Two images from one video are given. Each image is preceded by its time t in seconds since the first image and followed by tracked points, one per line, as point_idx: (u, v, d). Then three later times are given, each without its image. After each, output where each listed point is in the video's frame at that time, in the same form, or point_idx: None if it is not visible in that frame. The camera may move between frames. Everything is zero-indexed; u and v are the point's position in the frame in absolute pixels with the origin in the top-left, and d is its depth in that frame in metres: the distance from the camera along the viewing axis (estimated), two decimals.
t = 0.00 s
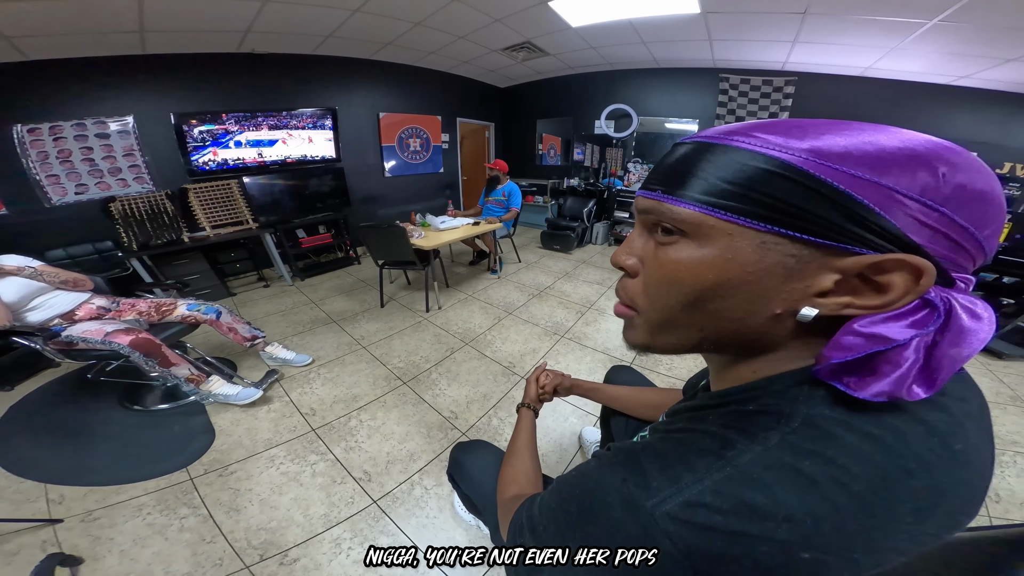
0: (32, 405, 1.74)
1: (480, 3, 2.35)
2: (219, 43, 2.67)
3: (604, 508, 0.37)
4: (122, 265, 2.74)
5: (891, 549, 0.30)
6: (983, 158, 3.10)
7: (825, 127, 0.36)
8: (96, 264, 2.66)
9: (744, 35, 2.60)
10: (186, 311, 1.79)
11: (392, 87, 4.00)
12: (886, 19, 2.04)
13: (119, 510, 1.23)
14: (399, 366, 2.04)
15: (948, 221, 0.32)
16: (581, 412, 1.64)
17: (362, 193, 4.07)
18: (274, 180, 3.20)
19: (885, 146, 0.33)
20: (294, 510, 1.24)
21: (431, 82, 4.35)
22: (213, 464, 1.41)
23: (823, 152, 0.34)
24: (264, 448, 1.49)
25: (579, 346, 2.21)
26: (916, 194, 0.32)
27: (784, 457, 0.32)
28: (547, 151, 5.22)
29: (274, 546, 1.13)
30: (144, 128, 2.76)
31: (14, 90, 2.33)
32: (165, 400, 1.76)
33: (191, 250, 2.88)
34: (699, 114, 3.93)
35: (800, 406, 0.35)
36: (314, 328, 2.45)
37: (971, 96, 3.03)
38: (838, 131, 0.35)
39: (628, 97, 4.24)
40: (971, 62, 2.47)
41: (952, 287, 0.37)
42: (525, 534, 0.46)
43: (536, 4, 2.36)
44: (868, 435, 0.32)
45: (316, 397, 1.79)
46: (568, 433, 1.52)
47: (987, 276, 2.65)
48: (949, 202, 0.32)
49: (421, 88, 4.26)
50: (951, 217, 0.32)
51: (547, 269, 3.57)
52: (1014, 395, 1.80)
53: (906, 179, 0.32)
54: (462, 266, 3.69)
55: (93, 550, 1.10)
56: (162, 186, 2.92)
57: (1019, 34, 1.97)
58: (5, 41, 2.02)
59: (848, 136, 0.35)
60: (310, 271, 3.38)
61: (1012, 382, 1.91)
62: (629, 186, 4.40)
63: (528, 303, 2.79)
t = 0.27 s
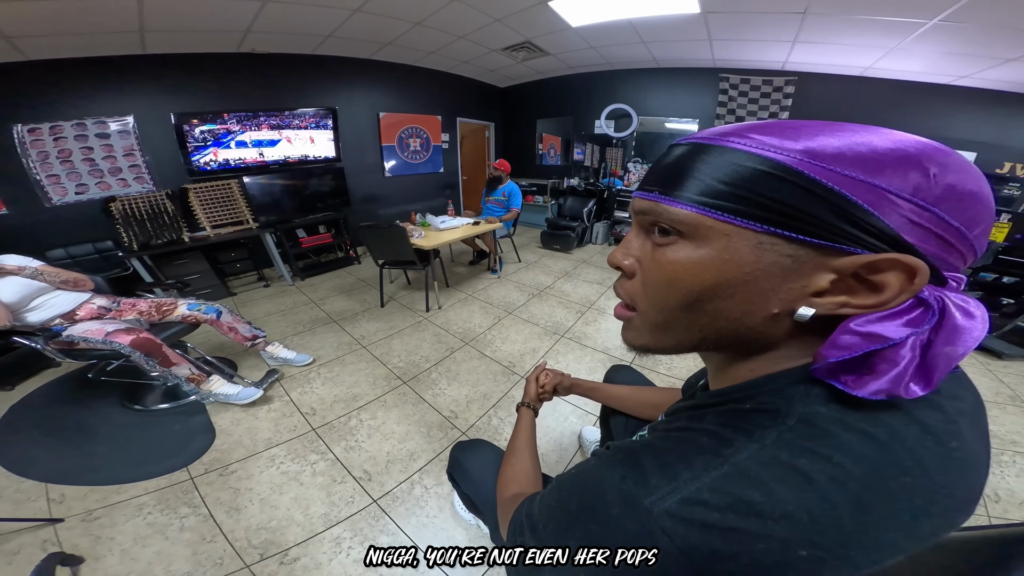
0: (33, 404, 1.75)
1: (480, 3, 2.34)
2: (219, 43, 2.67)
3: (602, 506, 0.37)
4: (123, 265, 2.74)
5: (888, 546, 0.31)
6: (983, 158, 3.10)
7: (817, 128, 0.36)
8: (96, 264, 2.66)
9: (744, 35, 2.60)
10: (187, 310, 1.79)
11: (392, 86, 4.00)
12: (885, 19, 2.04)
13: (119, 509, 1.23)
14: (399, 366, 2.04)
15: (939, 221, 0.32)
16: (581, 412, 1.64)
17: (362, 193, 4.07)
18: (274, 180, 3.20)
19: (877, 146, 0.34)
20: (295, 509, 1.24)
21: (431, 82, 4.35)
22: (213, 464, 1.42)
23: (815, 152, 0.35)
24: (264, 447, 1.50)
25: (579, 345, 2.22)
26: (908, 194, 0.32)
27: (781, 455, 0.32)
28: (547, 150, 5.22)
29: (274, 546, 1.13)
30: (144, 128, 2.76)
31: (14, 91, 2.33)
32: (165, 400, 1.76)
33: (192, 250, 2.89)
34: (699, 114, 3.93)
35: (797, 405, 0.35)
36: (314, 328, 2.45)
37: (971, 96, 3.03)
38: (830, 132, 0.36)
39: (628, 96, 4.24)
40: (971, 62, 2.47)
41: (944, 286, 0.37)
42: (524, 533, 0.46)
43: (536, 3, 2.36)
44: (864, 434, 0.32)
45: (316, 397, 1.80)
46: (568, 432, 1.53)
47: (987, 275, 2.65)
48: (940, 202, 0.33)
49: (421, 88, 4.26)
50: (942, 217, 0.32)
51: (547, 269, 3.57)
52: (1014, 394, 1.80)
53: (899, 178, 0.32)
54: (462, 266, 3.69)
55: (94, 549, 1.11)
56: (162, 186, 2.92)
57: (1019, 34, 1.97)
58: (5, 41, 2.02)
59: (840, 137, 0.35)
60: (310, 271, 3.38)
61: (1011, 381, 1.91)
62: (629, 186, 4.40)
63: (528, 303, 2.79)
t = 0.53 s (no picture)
0: (34, 404, 1.75)
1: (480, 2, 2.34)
2: (219, 42, 2.67)
3: (603, 505, 0.37)
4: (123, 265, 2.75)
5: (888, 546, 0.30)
6: (983, 157, 3.10)
7: (816, 128, 0.36)
8: (96, 263, 2.67)
9: (744, 35, 2.59)
10: (187, 310, 1.79)
11: (392, 86, 3.99)
12: (885, 19, 2.04)
13: (120, 509, 1.24)
14: (399, 365, 2.04)
15: (935, 220, 0.32)
16: (581, 412, 1.65)
17: (362, 192, 4.07)
18: (274, 179, 3.20)
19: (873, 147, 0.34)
20: (295, 508, 1.25)
21: (431, 81, 4.34)
22: (214, 463, 1.42)
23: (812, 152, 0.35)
24: (265, 447, 1.50)
25: (579, 345, 2.22)
26: (904, 194, 0.32)
27: (780, 453, 0.32)
28: (547, 150, 5.22)
29: (274, 545, 1.13)
30: (145, 128, 2.76)
31: (15, 91, 2.33)
32: (166, 399, 1.76)
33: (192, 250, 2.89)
34: (699, 113, 3.92)
35: (797, 403, 0.35)
36: (314, 328, 2.45)
37: (972, 96, 3.02)
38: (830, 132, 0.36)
39: (629, 96, 4.24)
40: (972, 62, 2.46)
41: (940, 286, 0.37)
42: (525, 532, 0.46)
43: (537, 3, 2.36)
44: (862, 433, 0.32)
45: (316, 396, 1.80)
46: (568, 431, 1.53)
47: (988, 275, 2.64)
48: (938, 202, 0.32)
49: (421, 87, 4.26)
50: (937, 216, 0.32)
51: (547, 268, 3.57)
52: (1014, 394, 1.80)
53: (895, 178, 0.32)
54: (462, 265, 3.69)
55: (94, 548, 1.11)
56: (163, 186, 2.92)
57: (1019, 34, 1.97)
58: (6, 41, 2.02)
59: (837, 138, 0.35)
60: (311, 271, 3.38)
61: (1012, 382, 1.91)
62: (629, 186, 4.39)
63: (528, 302, 2.79)
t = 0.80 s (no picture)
0: (34, 403, 1.75)
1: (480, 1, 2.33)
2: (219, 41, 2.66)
3: (605, 501, 0.37)
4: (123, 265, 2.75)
5: (889, 543, 0.31)
6: (984, 157, 3.09)
7: (818, 128, 0.36)
8: (96, 263, 2.66)
9: (745, 34, 2.59)
10: (187, 309, 1.79)
11: (391, 85, 3.98)
12: (886, 18, 2.03)
13: (121, 508, 1.24)
14: (399, 365, 2.04)
15: (934, 219, 0.32)
16: (581, 411, 1.65)
17: (362, 191, 4.06)
18: (273, 178, 3.19)
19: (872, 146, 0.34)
20: (295, 508, 1.25)
21: (431, 80, 4.33)
22: (214, 463, 1.42)
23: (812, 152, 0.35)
24: (265, 447, 1.50)
25: (579, 344, 2.22)
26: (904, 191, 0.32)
27: (782, 449, 0.33)
28: (547, 149, 5.20)
29: (275, 545, 1.13)
30: (144, 127, 2.75)
31: (13, 90, 2.33)
32: (166, 399, 1.75)
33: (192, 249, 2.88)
34: (699, 112, 3.92)
35: (798, 399, 0.35)
36: (314, 327, 2.45)
37: (973, 95, 3.02)
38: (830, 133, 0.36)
39: (629, 95, 4.23)
40: (974, 61, 2.45)
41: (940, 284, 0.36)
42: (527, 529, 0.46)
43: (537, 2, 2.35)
44: (864, 429, 0.32)
45: (316, 396, 1.80)
46: (568, 431, 1.53)
47: (988, 275, 2.64)
48: (939, 200, 0.33)
49: (421, 86, 4.25)
50: (935, 215, 0.32)
51: (547, 267, 3.57)
52: (1014, 394, 1.80)
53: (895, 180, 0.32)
54: (462, 264, 3.68)
55: (95, 548, 1.11)
56: (162, 185, 2.91)
57: (1021, 33, 1.96)
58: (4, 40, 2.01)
59: (838, 137, 0.35)
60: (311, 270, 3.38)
61: (1012, 381, 1.91)
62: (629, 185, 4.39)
63: (528, 302, 2.79)
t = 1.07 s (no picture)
0: (34, 403, 1.75)
1: None
2: (218, 40, 2.65)
3: (609, 498, 0.37)
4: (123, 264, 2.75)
5: (893, 540, 0.31)
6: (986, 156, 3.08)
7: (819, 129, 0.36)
8: (95, 263, 2.66)
9: (747, 32, 2.57)
10: (187, 309, 1.79)
11: (391, 83, 3.97)
12: (889, 17, 2.02)
13: (122, 508, 1.24)
14: (399, 364, 2.04)
15: (876, 244, 0.33)
16: (582, 410, 1.65)
17: (362, 190, 4.06)
18: (273, 177, 3.18)
19: (818, 165, 0.34)
20: (295, 507, 1.25)
21: (430, 78, 4.32)
22: (214, 463, 1.42)
23: (757, 175, 0.37)
24: (265, 446, 1.50)
25: (579, 343, 2.22)
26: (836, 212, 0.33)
27: (785, 446, 0.33)
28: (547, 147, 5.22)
29: (276, 544, 1.14)
30: (143, 126, 2.74)
31: (11, 89, 2.32)
32: (166, 399, 1.75)
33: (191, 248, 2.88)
34: (700, 111, 3.91)
35: (800, 397, 0.35)
36: (314, 326, 2.45)
37: (975, 94, 3.01)
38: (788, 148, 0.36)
39: (629, 94, 4.22)
40: (976, 60, 2.44)
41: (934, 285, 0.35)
42: (530, 528, 0.46)
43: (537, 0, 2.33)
44: (867, 427, 0.32)
45: (316, 395, 1.80)
46: (569, 430, 1.53)
47: (990, 275, 2.63)
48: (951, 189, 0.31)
49: (421, 85, 4.24)
50: (877, 240, 0.32)
51: (548, 266, 3.57)
52: (1015, 393, 1.80)
53: (827, 205, 0.33)
54: (462, 263, 3.68)
55: (97, 548, 1.11)
56: (161, 185, 2.91)
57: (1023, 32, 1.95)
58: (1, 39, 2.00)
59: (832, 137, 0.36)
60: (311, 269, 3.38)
61: (1012, 381, 1.91)
62: (630, 184, 4.38)
63: (528, 301, 2.79)
